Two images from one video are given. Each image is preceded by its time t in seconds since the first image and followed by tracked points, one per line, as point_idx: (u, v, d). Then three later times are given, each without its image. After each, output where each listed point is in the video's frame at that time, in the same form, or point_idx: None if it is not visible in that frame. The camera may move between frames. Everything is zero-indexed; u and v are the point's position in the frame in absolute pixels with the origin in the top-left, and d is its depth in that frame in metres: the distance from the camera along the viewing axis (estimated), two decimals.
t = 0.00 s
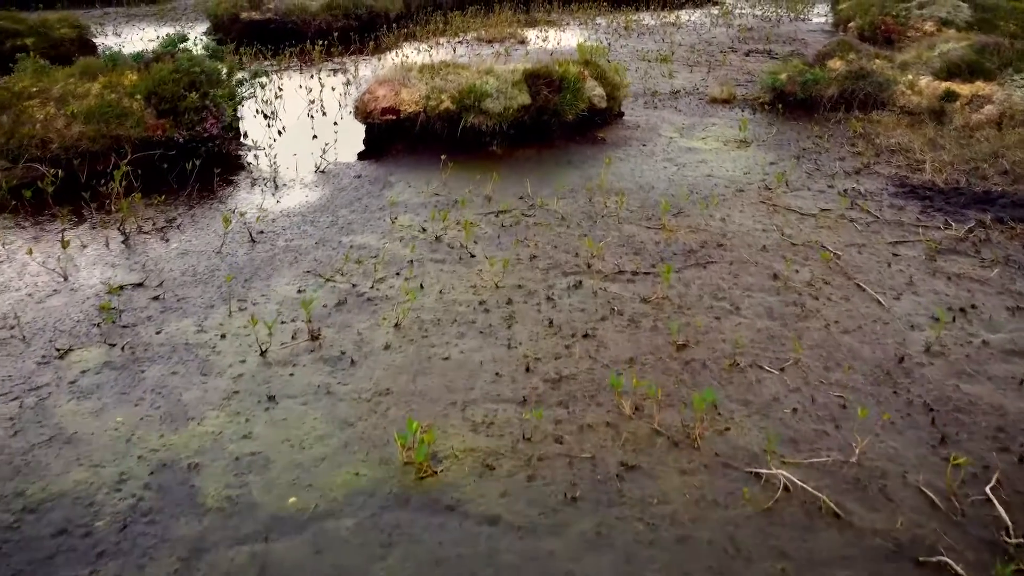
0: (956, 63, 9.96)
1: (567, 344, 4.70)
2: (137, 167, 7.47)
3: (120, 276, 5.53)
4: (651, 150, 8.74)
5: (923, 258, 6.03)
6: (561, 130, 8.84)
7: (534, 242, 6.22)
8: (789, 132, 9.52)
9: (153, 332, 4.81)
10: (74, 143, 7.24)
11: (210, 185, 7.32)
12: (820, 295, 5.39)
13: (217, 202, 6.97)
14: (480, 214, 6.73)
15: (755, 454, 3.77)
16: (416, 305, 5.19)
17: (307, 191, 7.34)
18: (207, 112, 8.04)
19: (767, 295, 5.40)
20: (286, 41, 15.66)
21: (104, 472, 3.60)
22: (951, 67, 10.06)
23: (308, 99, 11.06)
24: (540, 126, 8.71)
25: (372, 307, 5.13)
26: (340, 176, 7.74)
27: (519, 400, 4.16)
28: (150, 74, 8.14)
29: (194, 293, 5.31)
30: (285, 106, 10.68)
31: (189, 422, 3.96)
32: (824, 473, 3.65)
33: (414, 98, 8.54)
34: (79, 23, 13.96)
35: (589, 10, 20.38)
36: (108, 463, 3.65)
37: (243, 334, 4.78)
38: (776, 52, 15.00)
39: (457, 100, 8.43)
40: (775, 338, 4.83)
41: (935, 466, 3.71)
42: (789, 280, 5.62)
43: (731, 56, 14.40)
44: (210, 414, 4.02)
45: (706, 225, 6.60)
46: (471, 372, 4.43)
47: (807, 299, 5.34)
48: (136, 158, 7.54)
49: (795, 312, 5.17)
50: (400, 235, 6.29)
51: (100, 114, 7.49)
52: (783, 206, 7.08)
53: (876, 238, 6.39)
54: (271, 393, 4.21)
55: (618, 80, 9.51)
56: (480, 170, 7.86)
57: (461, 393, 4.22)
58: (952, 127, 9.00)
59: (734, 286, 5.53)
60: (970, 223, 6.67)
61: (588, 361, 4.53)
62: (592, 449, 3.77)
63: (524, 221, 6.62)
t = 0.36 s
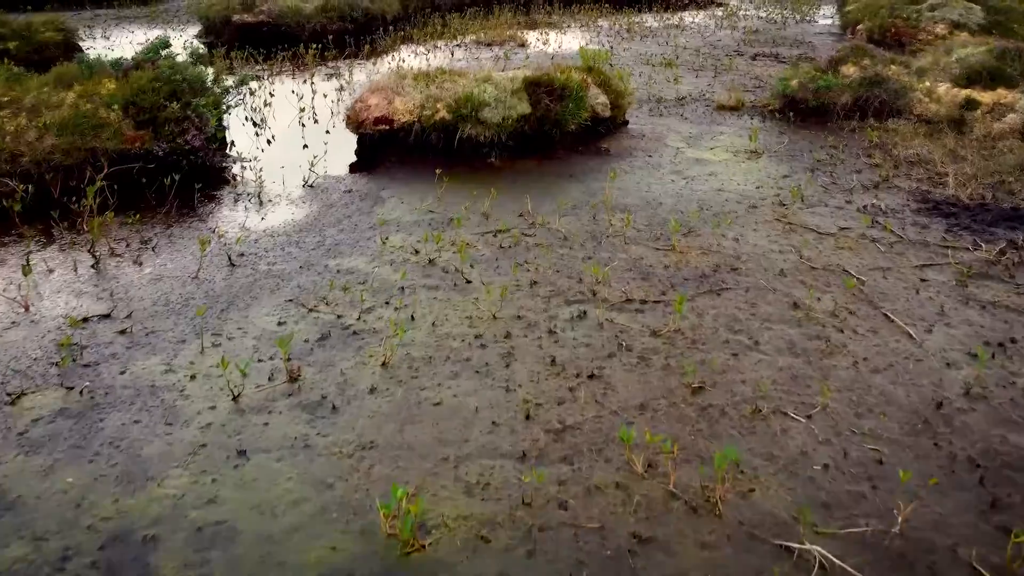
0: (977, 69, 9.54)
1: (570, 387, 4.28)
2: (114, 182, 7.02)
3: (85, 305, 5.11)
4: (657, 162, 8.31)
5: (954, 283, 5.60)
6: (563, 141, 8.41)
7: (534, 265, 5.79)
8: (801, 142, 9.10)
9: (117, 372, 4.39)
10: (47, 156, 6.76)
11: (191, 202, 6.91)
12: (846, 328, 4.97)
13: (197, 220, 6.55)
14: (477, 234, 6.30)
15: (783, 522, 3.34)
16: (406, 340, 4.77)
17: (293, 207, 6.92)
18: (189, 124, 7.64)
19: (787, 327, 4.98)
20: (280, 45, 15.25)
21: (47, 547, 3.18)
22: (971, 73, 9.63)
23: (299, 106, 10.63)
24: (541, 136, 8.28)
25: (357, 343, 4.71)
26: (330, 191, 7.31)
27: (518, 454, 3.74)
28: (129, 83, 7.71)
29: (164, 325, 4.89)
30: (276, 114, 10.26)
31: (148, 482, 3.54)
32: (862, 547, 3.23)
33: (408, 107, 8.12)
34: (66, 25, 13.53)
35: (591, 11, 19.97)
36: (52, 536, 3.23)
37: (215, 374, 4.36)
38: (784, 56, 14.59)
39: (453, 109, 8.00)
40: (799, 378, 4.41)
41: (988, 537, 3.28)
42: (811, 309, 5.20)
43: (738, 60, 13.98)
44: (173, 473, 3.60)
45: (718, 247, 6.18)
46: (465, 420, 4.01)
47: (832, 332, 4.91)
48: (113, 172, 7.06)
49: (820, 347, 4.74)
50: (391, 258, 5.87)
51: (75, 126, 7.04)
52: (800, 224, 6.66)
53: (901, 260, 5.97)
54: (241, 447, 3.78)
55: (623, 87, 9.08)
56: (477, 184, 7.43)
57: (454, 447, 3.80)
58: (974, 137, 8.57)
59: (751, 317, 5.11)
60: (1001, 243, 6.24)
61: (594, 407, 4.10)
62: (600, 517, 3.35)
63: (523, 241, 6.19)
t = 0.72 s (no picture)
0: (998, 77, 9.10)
1: (573, 441, 3.84)
2: (85, 199, 6.56)
3: (41, 341, 4.67)
4: (664, 175, 7.87)
5: (989, 314, 5.16)
6: (563, 153, 7.97)
7: (533, 293, 5.35)
8: (814, 153, 8.67)
9: (68, 423, 3.94)
10: (12, 172, 6.29)
11: (166, 221, 6.48)
12: (874, 368, 4.52)
13: (171, 242, 6.11)
14: (472, 257, 5.87)
15: None
16: (391, 382, 4.33)
17: (275, 227, 6.48)
18: (167, 136, 7.22)
19: (810, 366, 4.54)
20: (272, 48, 14.80)
21: None
22: (992, 81, 9.19)
23: (287, 114, 10.18)
24: (540, 148, 7.84)
25: (337, 387, 4.27)
26: (315, 208, 6.87)
27: (514, 527, 3.30)
28: (103, 92, 7.29)
29: (126, 366, 4.45)
30: (263, 123, 9.82)
31: (91, 563, 3.12)
32: None
33: (400, 118, 7.68)
34: (49, 28, 13.06)
35: (592, 13, 19.54)
36: None
37: (177, 426, 3.92)
38: (791, 60, 14.15)
39: (448, 120, 7.56)
40: (827, 430, 3.96)
41: None
42: (836, 345, 4.75)
43: (745, 65, 13.55)
44: (121, 551, 3.17)
45: (731, 272, 5.74)
46: (455, 484, 3.56)
47: (860, 373, 4.47)
48: (84, 189, 6.61)
49: (848, 391, 4.30)
50: (379, 286, 5.43)
51: (43, 139, 6.60)
52: (817, 245, 6.23)
53: (930, 287, 5.53)
54: (201, 518, 3.35)
55: (626, 96, 8.64)
56: (473, 201, 7.00)
57: (442, 519, 3.36)
58: (997, 149, 8.13)
59: (771, 354, 4.67)
60: None
61: (600, 467, 3.66)
62: None
63: (521, 265, 5.75)
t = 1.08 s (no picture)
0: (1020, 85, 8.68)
1: (574, 508, 3.42)
2: (51, 219, 6.11)
3: None
4: (669, 190, 7.45)
5: None
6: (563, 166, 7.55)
7: (531, 325, 4.92)
8: (828, 165, 8.25)
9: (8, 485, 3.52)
10: None
11: (137, 241, 6.04)
12: (907, 415, 4.10)
13: (141, 266, 5.68)
14: (464, 284, 5.44)
15: None
16: (372, 434, 3.90)
17: (254, 248, 6.05)
18: (142, 150, 6.79)
19: (835, 414, 4.12)
20: (264, 53, 14.38)
21: None
22: (1014, 89, 8.77)
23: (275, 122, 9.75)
24: (538, 162, 7.42)
25: (312, 440, 3.85)
26: (299, 227, 6.44)
27: None
28: (74, 103, 6.85)
29: (79, 414, 4.03)
30: (250, 132, 9.39)
31: None
32: None
33: (390, 131, 7.25)
34: (30, 32, 12.62)
35: (592, 15, 19.13)
36: None
37: (129, 489, 3.49)
38: (798, 65, 13.75)
39: (441, 133, 7.13)
40: (858, 493, 3.55)
41: None
42: (863, 387, 4.33)
43: (751, 70, 13.14)
44: None
45: (744, 301, 5.31)
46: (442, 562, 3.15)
47: (892, 421, 4.05)
48: (52, 207, 6.21)
49: (879, 443, 3.87)
50: (363, 318, 5.00)
51: (9, 154, 6.22)
52: (836, 269, 5.80)
53: (962, 318, 5.10)
54: None
55: (629, 105, 8.20)
56: (466, 220, 6.57)
57: None
58: (1022, 162, 7.71)
59: (792, 398, 4.24)
60: None
61: (605, 541, 3.25)
62: None
63: (518, 293, 5.32)
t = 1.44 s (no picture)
0: None
1: None
2: (14, 239, 5.71)
3: None
4: (678, 205, 7.02)
5: None
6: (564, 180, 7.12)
7: (530, 363, 4.49)
8: (844, 178, 7.83)
9: None
10: None
11: (105, 266, 5.59)
12: (951, 473, 3.68)
13: (108, 292, 5.25)
14: (457, 314, 5.02)
15: None
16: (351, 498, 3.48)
17: (232, 272, 5.62)
18: (114, 165, 6.34)
19: (869, 470, 3.69)
20: (255, 56, 13.97)
21: None
22: None
23: (263, 130, 9.32)
24: (537, 175, 6.99)
25: (284, 504, 3.42)
26: (281, 247, 6.01)
27: None
28: (43, 113, 6.41)
29: (22, 472, 3.60)
30: (236, 141, 8.96)
31: None
32: None
33: (380, 143, 6.82)
34: (12, 35, 12.18)
35: (593, 16, 18.72)
36: None
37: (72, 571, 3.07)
38: (806, 69, 13.34)
39: (434, 145, 6.70)
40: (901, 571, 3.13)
41: None
42: (899, 438, 3.90)
43: (758, 74, 12.73)
44: None
45: (762, 333, 4.88)
46: None
47: (934, 479, 3.62)
48: (16, 227, 5.79)
49: (922, 508, 3.45)
50: (346, 354, 4.57)
51: None
52: (860, 296, 5.38)
53: (1001, 353, 4.68)
54: None
55: (634, 114, 7.77)
56: (461, 239, 6.14)
57: None
58: None
59: (821, 451, 3.81)
60: None
61: None
62: None
63: (516, 324, 4.90)
